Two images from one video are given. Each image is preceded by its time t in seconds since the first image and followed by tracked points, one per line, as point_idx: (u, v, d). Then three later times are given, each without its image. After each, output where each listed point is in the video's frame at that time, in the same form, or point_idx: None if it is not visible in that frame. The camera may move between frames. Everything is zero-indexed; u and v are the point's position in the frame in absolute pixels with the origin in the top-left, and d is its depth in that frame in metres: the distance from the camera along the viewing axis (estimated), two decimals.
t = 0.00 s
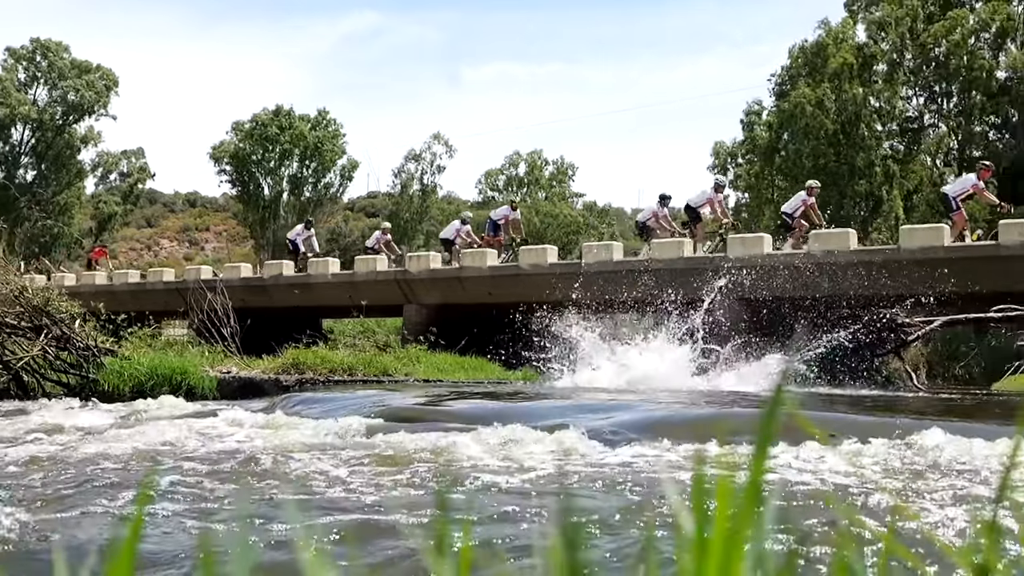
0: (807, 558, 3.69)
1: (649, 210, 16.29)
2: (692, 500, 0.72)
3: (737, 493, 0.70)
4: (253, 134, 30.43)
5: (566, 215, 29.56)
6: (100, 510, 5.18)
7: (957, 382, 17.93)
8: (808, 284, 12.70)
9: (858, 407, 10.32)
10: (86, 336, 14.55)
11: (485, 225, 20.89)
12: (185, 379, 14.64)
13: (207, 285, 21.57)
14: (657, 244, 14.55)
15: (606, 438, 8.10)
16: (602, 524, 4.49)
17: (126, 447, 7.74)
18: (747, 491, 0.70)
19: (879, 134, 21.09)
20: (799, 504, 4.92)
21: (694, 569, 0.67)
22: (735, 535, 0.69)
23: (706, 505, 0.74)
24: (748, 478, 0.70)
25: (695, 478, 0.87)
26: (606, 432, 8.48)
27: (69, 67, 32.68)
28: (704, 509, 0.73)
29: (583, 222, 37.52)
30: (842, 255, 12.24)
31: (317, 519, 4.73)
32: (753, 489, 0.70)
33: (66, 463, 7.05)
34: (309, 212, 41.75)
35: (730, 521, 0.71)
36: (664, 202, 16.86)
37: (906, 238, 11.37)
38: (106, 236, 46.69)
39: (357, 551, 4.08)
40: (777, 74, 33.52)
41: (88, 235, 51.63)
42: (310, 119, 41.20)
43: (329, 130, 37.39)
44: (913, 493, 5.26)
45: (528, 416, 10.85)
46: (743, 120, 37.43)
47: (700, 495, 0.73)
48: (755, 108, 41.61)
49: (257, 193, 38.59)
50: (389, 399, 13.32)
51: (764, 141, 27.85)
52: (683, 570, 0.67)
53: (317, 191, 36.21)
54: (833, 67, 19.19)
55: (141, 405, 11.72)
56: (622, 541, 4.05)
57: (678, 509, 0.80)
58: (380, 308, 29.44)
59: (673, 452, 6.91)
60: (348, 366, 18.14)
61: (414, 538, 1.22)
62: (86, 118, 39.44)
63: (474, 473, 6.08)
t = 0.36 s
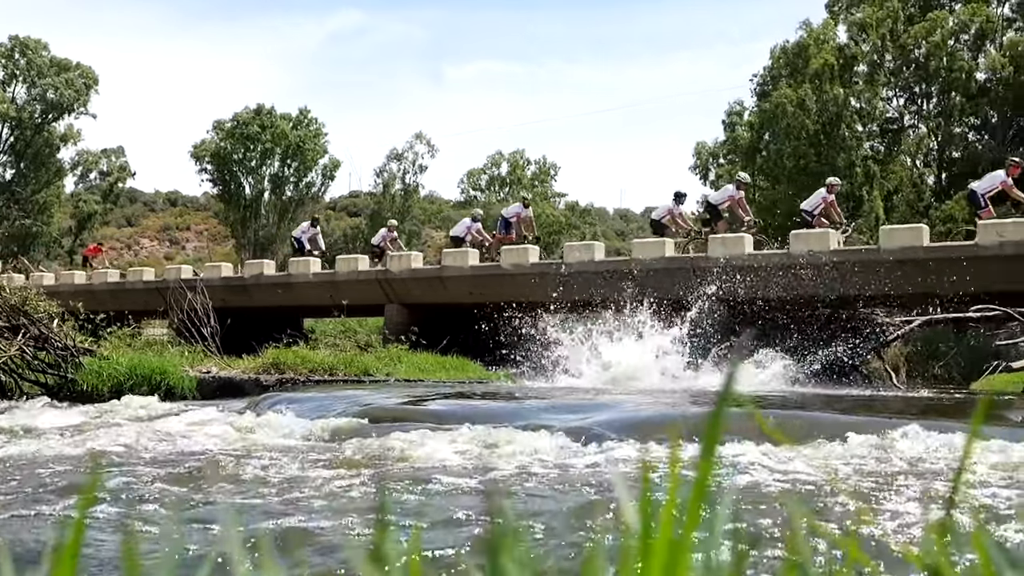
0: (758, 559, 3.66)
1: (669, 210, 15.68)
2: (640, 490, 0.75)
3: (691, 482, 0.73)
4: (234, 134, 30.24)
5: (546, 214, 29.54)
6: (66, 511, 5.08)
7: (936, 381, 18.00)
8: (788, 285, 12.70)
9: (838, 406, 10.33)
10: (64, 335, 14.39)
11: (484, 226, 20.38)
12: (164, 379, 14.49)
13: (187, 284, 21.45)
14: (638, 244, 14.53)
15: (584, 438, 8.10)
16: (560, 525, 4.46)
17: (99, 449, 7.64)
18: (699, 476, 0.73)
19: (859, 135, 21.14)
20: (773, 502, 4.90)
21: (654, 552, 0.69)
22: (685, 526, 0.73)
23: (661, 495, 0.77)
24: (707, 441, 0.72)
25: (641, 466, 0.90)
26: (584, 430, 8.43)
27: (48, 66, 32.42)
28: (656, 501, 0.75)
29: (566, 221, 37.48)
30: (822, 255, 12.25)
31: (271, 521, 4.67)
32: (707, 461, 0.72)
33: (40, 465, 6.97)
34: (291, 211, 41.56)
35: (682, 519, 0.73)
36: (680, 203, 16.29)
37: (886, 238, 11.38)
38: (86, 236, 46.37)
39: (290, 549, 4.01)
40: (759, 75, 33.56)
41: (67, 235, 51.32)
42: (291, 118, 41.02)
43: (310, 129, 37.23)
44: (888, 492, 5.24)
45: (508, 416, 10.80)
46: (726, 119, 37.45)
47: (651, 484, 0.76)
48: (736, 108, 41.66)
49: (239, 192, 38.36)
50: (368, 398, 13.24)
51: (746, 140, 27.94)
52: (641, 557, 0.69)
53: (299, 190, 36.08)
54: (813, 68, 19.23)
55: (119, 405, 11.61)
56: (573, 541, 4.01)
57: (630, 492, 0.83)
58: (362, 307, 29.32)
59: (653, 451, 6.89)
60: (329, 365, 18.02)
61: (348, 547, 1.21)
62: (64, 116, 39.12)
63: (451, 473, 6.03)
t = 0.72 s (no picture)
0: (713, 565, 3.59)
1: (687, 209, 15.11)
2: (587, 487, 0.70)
3: (639, 485, 0.69)
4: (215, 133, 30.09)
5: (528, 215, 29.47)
6: (37, 515, 5.01)
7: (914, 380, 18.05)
8: (769, 285, 12.69)
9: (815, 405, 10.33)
10: (41, 335, 14.21)
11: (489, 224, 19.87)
12: (144, 379, 14.27)
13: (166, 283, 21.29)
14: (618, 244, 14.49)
15: (562, 437, 8.05)
16: (532, 529, 4.42)
17: (74, 448, 7.56)
18: (644, 480, 0.69)
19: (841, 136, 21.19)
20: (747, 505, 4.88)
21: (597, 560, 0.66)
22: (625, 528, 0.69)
23: (602, 493, 0.72)
24: (652, 441, 0.67)
25: (579, 468, 0.85)
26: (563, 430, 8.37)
27: (27, 64, 32.18)
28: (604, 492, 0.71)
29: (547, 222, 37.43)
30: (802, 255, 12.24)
31: (236, 525, 4.61)
32: (656, 461, 0.67)
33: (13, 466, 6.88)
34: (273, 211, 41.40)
35: (618, 509, 0.69)
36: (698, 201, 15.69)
37: (866, 238, 11.39)
38: (66, 235, 46.08)
39: (242, 550, 3.94)
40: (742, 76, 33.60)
41: (47, 234, 51.04)
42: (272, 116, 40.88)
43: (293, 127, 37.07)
44: (864, 495, 5.21)
45: (487, 416, 10.73)
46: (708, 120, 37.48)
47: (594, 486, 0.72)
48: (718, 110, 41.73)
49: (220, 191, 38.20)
50: (348, 398, 13.15)
51: (728, 140, 28.00)
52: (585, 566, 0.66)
53: (279, 189, 35.91)
54: (795, 69, 19.25)
55: (96, 405, 11.50)
56: (533, 541, 3.97)
57: (580, 494, 0.79)
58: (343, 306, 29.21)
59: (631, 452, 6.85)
60: (309, 365, 17.86)
61: (277, 554, 1.16)
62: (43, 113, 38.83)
63: (428, 475, 5.97)
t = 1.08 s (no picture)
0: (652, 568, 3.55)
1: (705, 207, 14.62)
2: (527, 492, 0.66)
3: (587, 482, 0.63)
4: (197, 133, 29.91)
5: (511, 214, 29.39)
6: (6, 517, 4.96)
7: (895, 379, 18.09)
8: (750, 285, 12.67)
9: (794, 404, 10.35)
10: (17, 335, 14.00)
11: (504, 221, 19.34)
12: (124, 379, 13.98)
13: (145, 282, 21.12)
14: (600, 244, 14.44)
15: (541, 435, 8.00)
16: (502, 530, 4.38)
17: (49, 449, 7.50)
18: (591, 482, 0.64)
19: (822, 136, 21.22)
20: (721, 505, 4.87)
21: (536, 564, 0.62)
22: (565, 535, 0.64)
23: (541, 498, 0.68)
24: (598, 444, 0.63)
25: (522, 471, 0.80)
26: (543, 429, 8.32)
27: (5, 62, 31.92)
28: (547, 498, 0.66)
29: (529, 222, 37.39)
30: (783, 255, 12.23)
31: (205, 527, 4.57)
32: (604, 463, 0.62)
33: None
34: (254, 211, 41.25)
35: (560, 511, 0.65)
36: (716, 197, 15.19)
37: (846, 238, 11.39)
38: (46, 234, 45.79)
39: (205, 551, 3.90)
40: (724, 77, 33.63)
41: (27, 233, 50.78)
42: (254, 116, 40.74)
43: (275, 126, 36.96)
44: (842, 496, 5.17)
45: (467, 416, 10.66)
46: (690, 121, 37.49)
47: (535, 489, 0.67)
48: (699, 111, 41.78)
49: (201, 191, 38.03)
50: (328, 399, 13.02)
51: (709, 140, 28.02)
52: (526, 567, 0.62)
53: (261, 188, 35.76)
54: (777, 69, 19.24)
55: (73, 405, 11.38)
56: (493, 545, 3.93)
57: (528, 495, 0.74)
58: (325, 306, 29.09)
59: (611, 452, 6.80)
60: (292, 365, 17.65)
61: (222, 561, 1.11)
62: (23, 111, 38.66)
63: (404, 475, 5.94)
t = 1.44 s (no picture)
0: None
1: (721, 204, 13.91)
2: (464, 495, 0.60)
3: (522, 490, 0.57)
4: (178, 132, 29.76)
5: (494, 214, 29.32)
6: None
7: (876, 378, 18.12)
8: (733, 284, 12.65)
9: (773, 404, 10.32)
10: None
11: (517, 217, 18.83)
12: (103, 378, 13.79)
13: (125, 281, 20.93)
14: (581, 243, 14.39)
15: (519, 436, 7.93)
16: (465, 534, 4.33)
17: (22, 450, 7.42)
18: (530, 488, 0.58)
19: (804, 136, 21.24)
20: (694, 508, 4.84)
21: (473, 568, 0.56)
22: (505, 539, 0.58)
23: (477, 501, 0.62)
24: (541, 444, 0.57)
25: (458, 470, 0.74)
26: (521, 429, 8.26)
27: None
28: (486, 501, 0.60)
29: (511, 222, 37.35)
30: (764, 254, 12.20)
31: (157, 532, 4.50)
32: (545, 463, 0.56)
33: None
34: (236, 210, 41.13)
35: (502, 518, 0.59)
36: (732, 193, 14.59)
37: (827, 238, 11.38)
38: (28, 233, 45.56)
39: (151, 559, 3.84)
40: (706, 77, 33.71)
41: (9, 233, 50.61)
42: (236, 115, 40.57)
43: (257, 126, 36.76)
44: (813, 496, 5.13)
45: (448, 416, 10.58)
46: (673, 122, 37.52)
47: (472, 492, 0.61)
48: (683, 111, 41.84)
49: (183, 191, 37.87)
50: (306, 399, 12.93)
51: (692, 141, 28.08)
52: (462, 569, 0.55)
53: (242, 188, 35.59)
54: (759, 69, 19.24)
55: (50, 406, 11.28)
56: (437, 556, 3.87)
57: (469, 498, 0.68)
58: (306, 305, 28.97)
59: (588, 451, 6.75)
60: (274, 365, 17.48)
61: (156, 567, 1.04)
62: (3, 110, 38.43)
63: (378, 478, 5.89)
